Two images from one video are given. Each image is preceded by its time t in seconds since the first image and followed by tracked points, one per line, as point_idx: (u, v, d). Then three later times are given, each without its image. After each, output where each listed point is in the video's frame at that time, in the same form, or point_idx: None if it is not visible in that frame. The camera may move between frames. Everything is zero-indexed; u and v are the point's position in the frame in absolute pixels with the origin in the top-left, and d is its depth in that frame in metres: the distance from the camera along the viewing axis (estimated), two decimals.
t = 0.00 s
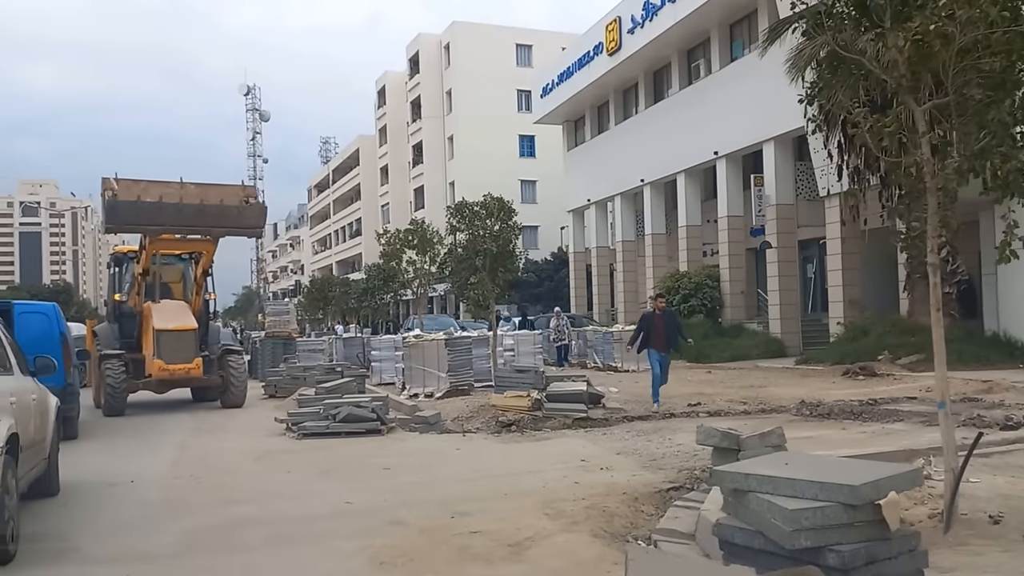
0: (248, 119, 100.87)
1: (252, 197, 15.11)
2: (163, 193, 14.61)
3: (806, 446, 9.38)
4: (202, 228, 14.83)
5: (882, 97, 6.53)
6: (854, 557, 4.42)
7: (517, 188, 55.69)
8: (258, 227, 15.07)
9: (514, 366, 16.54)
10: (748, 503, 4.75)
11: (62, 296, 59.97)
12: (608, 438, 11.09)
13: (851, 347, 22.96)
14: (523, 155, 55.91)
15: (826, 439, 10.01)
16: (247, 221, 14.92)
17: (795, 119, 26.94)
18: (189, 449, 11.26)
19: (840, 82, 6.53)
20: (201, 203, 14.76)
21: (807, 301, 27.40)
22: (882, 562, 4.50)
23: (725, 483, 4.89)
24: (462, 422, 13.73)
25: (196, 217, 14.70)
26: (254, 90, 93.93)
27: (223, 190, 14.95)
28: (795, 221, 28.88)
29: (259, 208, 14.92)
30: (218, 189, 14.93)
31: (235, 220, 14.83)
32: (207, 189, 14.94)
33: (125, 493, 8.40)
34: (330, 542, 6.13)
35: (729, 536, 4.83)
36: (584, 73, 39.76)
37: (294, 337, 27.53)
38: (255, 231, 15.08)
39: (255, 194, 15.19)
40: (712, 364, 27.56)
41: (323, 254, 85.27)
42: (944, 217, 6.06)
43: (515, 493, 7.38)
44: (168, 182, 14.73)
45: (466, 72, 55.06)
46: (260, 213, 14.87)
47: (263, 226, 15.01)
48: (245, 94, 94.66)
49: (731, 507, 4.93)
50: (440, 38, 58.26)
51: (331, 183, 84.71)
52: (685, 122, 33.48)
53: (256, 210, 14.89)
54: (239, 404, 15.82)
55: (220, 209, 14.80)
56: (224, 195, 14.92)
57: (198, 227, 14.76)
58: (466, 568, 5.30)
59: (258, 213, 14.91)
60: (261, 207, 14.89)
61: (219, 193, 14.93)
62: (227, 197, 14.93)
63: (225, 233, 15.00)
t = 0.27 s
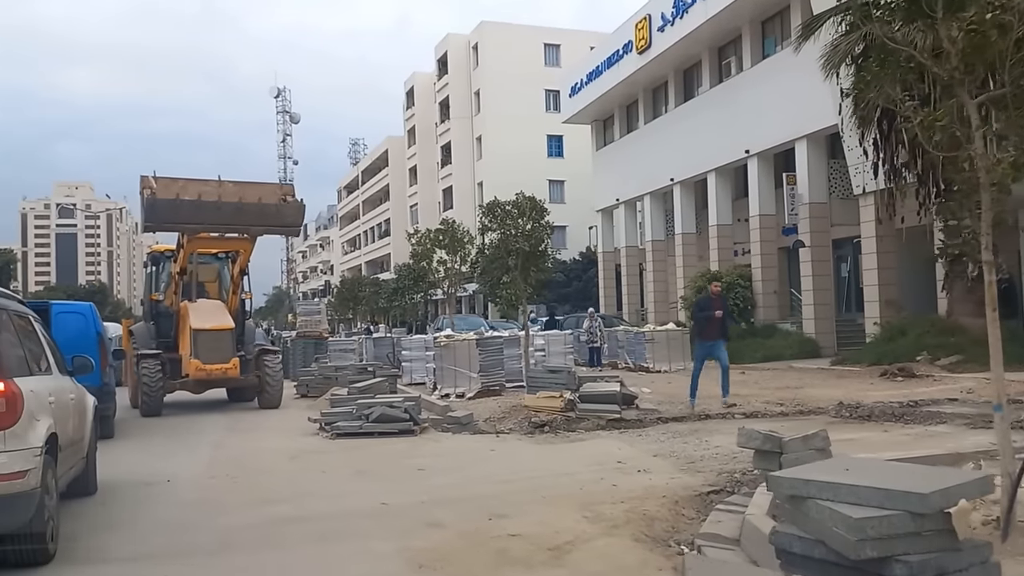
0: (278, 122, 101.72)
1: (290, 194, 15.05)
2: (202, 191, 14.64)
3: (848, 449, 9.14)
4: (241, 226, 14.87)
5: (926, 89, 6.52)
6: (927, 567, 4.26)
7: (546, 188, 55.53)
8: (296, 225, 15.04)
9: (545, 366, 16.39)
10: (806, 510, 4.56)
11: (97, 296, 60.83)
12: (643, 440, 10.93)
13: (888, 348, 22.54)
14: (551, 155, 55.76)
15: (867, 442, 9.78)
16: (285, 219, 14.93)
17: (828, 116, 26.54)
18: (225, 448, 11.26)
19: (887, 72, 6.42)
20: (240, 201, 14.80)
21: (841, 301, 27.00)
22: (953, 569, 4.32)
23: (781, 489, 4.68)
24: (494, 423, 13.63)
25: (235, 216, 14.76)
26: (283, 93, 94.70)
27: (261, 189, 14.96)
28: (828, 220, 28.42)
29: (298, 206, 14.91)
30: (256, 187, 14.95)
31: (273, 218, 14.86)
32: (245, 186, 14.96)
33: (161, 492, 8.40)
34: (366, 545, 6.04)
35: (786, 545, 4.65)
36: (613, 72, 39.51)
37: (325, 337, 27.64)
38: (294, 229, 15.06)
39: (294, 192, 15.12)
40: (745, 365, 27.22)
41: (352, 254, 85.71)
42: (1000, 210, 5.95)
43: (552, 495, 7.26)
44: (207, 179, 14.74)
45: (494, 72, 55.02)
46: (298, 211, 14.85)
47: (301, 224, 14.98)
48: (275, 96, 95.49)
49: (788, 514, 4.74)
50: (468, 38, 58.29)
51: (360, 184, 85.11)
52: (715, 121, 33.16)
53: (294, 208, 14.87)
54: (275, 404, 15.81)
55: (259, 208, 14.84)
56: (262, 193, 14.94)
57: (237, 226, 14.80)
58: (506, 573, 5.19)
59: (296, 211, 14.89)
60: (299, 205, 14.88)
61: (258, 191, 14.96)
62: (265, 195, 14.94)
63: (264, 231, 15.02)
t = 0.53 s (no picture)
0: (312, 123, 102.49)
1: (330, 192, 15.04)
2: (243, 188, 14.76)
3: (899, 453, 8.87)
4: (281, 224, 14.92)
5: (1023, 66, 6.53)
6: None
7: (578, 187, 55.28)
8: (337, 223, 15.04)
9: (583, 367, 16.21)
10: (881, 520, 4.38)
11: (137, 296, 61.75)
12: (685, 441, 10.74)
13: (932, 348, 22.01)
14: (584, 154, 55.51)
15: (919, 445, 9.50)
16: (326, 217, 14.90)
17: (869, 112, 26.03)
18: (264, 447, 11.27)
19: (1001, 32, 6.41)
20: (281, 198, 14.83)
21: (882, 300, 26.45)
22: None
23: (853, 498, 4.50)
24: (532, 424, 13.51)
25: (276, 213, 14.80)
26: (317, 94, 95.49)
27: (303, 186, 14.98)
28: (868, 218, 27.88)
29: (338, 204, 14.89)
30: (297, 185, 14.98)
31: (315, 215, 14.82)
32: (286, 184, 15.01)
33: (202, 491, 8.40)
34: (411, 547, 5.95)
35: (857, 556, 4.46)
36: (647, 70, 39.18)
37: (360, 337, 27.73)
38: (335, 227, 15.05)
39: (334, 189, 15.14)
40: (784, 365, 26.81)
41: (386, 255, 86.09)
42: None
43: (596, 499, 7.12)
44: (248, 177, 14.87)
45: (526, 72, 54.87)
46: (339, 209, 14.84)
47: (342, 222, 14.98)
48: (309, 98, 96.32)
49: (860, 524, 4.56)
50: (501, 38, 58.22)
51: (393, 184, 85.49)
52: (751, 118, 32.76)
53: (335, 206, 14.86)
54: (315, 405, 15.80)
55: (300, 206, 14.83)
56: (303, 191, 14.94)
57: (278, 224, 14.84)
58: None
59: (337, 208, 14.87)
60: (339, 203, 14.86)
61: (299, 189, 14.98)
62: (306, 193, 14.96)
63: (305, 229, 15.01)
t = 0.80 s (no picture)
0: (340, 124, 103.05)
1: (364, 189, 15.17)
2: (276, 186, 14.82)
3: (944, 457, 8.64)
4: (315, 222, 14.98)
5: None
6: None
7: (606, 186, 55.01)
8: (371, 221, 15.11)
9: (614, 367, 16.00)
10: (947, 528, 4.22)
11: (169, 296, 62.44)
12: (721, 443, 10.57)
13: (971, 348, 21.56)
14: (612, 153, 55.24)
15: (964, 448, 9.26)
16: (360, 215, 15.03)
17: (904, 109, 25.57)
18: (296, 447, 11.25)
19: None
20: (315, 196, 14.89)
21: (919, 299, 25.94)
22: None
23: (916, 505, 4.34)
24: (564, 425, 13.38)
25: (309, 211, 14.87)
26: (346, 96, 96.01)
27: (336, 183, 15.05)
28: (903, 215, 27.38)
29: (372, 201, 14.99)
30: (330, 182, 15.01)
31: (349, 213, 14.96)
32: (319, 181, 15.04)
33: (237, 491, 8.39)
34: (448, 549, 5.88)
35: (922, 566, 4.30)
36: (676, 68, 38.87)
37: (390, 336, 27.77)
38: (368, 225, 15.12)
39: (367, 186, 15.25)
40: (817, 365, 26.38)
41: (414, 255, 86.31)
42: None
43: (635, 501, 7.00)
44: (282, 174, 14.92)
45: (554, 71, 54.72)
46: (373, 206, 14.92)
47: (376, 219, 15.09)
48: (337, 99, 96.89)
49: (924, 532, 4.41)
50: (528, 38, 58.12)
51: (421, 184, 85.66)
52: (782, 116, 32.37)
53: (369, 203, 14.94)
54: (348, 406, 15.77)
55: (334, 203, 14.92)
56: (337, 188, 15.01)
57: (312, 222, 14.93)
58: None
59: (371, 206, 14.96)
60: (373, 200, 14.95)
61: (332, 185, 15.02)
62: (340, 190, 15.03)
63: (339, 227, 15.11)
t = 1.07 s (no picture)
0: (368, 124, 103.48)
1: (394, 186, 15.21)
2: (306, 182, 14.84)
3: (990, 461, 8.39)
4: (345, 220, 14.99)
5: None
6: None
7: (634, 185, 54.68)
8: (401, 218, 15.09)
9: (646, 367, 15.85)
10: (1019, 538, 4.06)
11: (200, 296, 63.11)
12: (756, 444, 10.39)
13: (1010, 349, 21.08)
14: (639, 152, 54.90)
15: (1010, 451, 9.00)
16: (390, 212, 14.96)
17: (940, 105, 25.10)
18: (328, 447, 11.22)
19: None
20: (344, 192, 14.92)
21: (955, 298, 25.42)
22: None
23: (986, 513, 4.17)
24: (595, 425, 13.25)
25: (339, 208, 14.89)
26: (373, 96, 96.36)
27: (366, 180, 15.07)
28: (938, 213, 26.85)
29: (402, 198, 14.95)
30: (360, 179, 15.04)
31: (379, 210, 14.92)
32: (349, 178, 15.07)
33: (269, 491, 8.37)
34: (484, 552, 5.79)
35: None
36: (705, 65, 38.50)
37: (418, 336, 27.76)
38: (398, 222, 15.11)
39: (397, 184, 15.27)
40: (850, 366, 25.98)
41: (440, 254, 86.43)
42: None
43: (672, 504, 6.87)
44: (311, 171, 14.94)
45: (581, 69, 54.48)
46: (403, 203, 14.90)
47: (405, 217, 15.02)
48: (365, 100, 97.30)
49: (993, 542, 4.24)
50: (555, 37, 57.93)
51: (447, 184, 85.79)
52: (813, 113, 31.93)
53: (399, 201, 14.93)
54: (379, 405, 15.75)
55: (363, 200, 14.92)
56: (366, 185, 15.03)
57: (342, 220, 14.93)
58: None
59: (401, 203, 14.93)
60: (404, 197, 14.94)
61: (362, 182, 15.07)
62: (370, 187, 15.07)
63: (368, 224, 15.07)
